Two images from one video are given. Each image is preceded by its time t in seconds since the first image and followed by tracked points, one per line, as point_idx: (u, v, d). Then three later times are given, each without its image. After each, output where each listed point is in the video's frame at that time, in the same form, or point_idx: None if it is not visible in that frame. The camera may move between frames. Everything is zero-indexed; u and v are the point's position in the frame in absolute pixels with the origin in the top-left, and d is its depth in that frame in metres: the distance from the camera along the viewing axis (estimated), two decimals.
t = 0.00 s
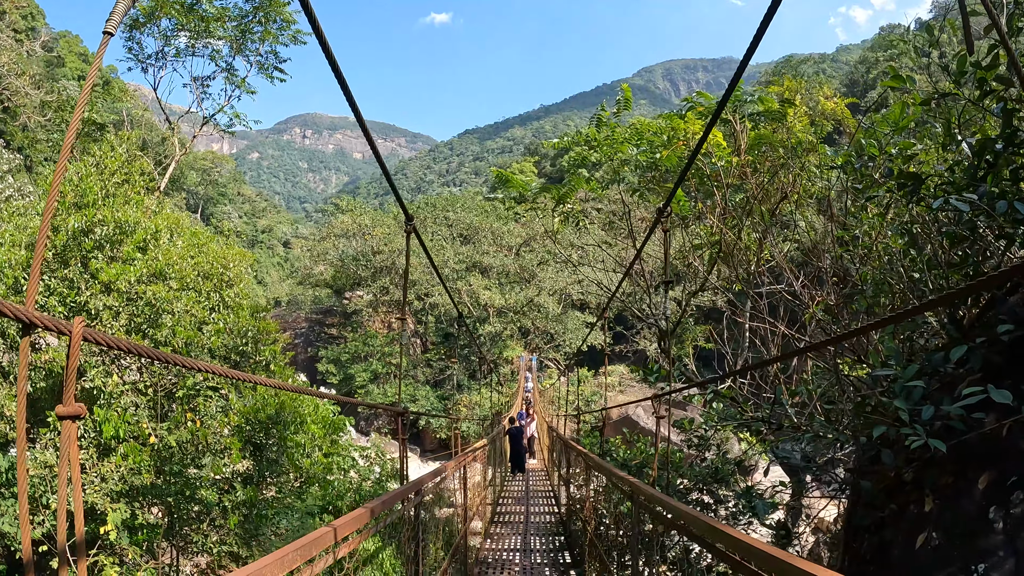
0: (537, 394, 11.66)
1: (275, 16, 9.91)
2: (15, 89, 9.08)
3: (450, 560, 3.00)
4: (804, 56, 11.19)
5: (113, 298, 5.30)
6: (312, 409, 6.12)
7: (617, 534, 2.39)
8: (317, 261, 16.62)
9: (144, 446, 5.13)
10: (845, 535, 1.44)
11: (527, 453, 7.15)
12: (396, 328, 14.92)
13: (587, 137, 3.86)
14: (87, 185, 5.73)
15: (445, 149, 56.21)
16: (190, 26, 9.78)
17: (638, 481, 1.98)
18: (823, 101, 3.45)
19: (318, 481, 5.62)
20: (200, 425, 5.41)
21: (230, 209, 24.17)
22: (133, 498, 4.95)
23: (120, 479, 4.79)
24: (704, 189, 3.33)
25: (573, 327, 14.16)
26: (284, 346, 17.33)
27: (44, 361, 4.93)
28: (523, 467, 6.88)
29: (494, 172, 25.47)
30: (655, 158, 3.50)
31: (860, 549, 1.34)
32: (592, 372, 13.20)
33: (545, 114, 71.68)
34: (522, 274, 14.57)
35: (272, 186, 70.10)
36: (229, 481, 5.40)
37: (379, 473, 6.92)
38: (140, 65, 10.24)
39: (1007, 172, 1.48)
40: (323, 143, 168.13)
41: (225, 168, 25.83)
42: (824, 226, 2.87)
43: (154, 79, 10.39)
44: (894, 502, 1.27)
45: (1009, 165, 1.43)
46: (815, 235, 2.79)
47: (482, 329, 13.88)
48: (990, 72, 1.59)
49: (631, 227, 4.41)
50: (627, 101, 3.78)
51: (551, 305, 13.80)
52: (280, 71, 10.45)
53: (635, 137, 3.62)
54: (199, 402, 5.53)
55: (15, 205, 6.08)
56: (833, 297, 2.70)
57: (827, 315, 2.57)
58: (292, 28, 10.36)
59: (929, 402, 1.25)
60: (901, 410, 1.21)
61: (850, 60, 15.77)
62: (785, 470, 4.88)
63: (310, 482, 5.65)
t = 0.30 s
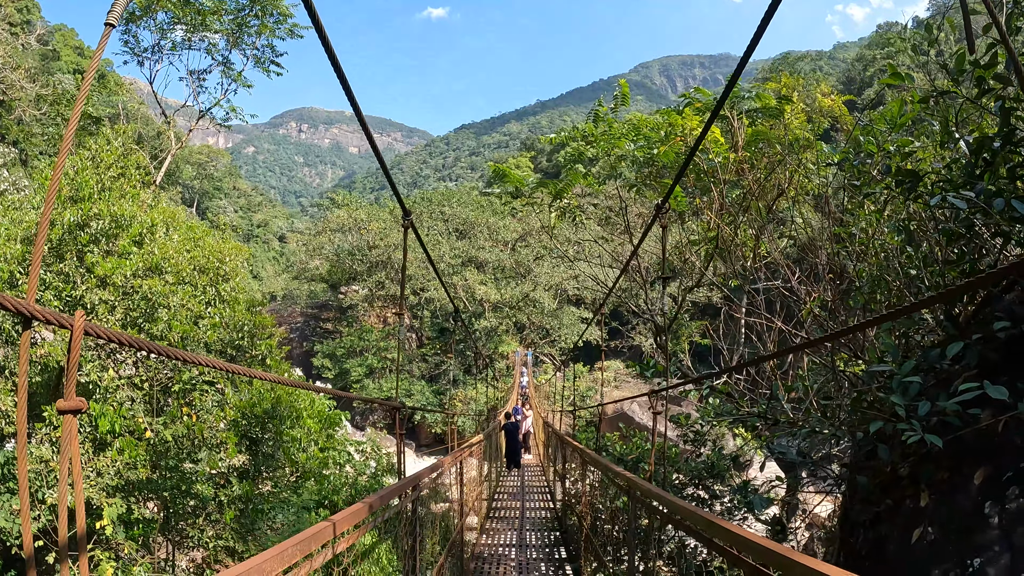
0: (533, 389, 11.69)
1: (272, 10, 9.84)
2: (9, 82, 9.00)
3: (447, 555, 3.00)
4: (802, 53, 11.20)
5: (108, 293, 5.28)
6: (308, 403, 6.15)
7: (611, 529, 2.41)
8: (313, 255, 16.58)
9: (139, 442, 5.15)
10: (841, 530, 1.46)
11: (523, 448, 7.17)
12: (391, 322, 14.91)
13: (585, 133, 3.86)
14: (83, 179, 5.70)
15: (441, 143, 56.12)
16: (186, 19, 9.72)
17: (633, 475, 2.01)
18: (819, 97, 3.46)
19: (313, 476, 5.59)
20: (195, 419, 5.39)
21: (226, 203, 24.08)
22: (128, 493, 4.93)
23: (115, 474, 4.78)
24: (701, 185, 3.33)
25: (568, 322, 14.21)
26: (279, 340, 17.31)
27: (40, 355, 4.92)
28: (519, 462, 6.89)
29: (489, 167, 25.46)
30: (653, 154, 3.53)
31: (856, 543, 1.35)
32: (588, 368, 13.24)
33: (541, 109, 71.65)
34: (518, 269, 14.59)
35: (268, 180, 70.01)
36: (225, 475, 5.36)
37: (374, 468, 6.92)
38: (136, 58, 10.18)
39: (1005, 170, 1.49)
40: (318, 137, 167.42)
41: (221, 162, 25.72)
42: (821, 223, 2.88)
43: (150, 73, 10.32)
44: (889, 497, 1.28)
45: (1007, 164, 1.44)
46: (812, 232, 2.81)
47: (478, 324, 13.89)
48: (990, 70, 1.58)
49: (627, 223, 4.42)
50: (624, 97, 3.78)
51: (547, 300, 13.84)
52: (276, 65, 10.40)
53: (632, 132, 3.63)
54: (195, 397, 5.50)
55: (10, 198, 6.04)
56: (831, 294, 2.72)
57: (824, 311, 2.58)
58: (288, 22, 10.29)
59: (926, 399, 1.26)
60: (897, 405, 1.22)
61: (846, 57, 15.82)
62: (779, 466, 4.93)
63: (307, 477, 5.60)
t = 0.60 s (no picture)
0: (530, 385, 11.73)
1: (270, 4, 9.80)
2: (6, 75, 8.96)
3: (440, 551, 2.99)
4: (801, 52, 11.23)
5: (103, 286, 5.30)
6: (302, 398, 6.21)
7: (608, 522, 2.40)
8: (311, 251, 16.57)
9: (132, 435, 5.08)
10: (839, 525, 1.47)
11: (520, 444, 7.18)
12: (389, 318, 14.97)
13: (582, 127, 3.87)
14: (78, 170, 5.69)
15: (440, 140, 56.08)
16: (184, 13, 9.69)
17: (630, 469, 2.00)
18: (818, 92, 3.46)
19: (308, 471, 5.74)
20: (189, 413, 5.41)
21: (224, 199, 24.03)
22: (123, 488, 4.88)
23: (109, 468, 4.73)
24: (699, 178, 3.32)
25: (566, 319, 14.23)
26: (276, 336, 17.30)
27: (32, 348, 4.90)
28: (515, 458, 6.90)
29: (488, 165, 25.43)
30: (651, 148, 3.50)
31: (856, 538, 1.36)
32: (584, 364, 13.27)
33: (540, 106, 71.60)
34: (516, 266, 14.58)
35: (266, 176, 69.92)
36: (219, 470, 5.45)
37: (370, 463, 6.92)
38: (133, 52, 10.14)
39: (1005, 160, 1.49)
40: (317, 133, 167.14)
41: (218, 158, 25.69)
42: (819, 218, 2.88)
43: (147, 66, 10.29)
44: (890, 492, 1.29)
45: (1005, 154, 1.46)
46: (811, 226, 2.81)
47: (475, 321, 13.91)
48: (991, 55, 1.58)
49: (625, 217, 4.41)
50: (622, 91, 3.78)
51: (545, 297, 13.86)
52: (274, 60, 10.38)
53: (630, 126, 3.62)
54: (188, 391, 5.48)
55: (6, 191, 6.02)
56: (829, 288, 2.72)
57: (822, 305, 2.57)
58: (286, 16, 10.25)
59: (928, 390, 1.27)
60: (898, 396, 1.23)
61: (846, 56, 15.84)
62: (773, 462, 4.95)
63: (301, 472, 5.73)
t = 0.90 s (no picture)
0: (518, 386, 11.75)
1: None
2: None
3: (421, 555, 2.95)
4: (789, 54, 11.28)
5: (79, 279, 5.21)
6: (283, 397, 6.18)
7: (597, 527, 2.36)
8: (299, 250, 16.48)
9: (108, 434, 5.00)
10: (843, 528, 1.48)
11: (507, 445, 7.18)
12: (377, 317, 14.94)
13: (571, 121, 3.85)
14: (54, 161, 5.63)
15: (431, 140, 55.97)
16: (168, 4, 9.60)
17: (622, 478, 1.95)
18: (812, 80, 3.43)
19: (288, 472, 5.67)
20: (165, 411, 5.30)
21: (213, 197, 23.87)
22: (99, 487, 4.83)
23: (84, 468, 4.68)
24: (689, 174, 3.32)
25: (555, 319, 14.26)
26: (263, 335, 17.20)
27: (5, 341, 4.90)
28: (501, 460, 6.90)
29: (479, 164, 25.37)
30: (641, 139, 3.51)
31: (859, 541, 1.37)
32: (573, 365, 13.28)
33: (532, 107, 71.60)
34: (505, 265, 14.57)
35: (255, 174, 69.52)
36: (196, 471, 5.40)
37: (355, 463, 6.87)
38: (117, 44, 10.05)
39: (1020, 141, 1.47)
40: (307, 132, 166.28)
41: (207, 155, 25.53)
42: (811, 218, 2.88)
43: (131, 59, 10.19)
44: (901, 499, 1.30)
45: None
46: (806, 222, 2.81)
47: (463, 321, 13.88)
48: (1010, 23, 1.54)
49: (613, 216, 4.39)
50: (612, 84, 3.79)
51: (533, 296, 13.85)
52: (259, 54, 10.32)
53: (620, 119, 3.65)
54: (164, 387, 5.41)
55: None
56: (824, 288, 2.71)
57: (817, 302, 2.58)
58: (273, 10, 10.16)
59: (942, 387, 1.26)
60: (919, 394, 1.21)
61: (836, 60, 15.93)
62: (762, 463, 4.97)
63: (280, 473, 5.65)
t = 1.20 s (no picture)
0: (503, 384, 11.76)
1: None
2: None
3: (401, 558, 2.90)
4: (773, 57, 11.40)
5: (47, 266, 5.09)
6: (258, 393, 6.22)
7: (591, 526, 2.31)
8: (284, 246, 16.37)
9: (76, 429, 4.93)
10: (864, 522, 1.46)
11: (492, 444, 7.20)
12: (362, 315, 14.85)
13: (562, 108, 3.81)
14: (25, 142, 5.52)
15: (419, 138, 55.80)
16: None
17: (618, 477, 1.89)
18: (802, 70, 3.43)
19: (264, 471, 5.59)
20: (133, 405, 5.24)
21: (199, 193, 23.68)
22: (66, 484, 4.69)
23: (50, 464, 4.56)
24: (682, 162, 3.31)
25: (541, 318, 14.30)
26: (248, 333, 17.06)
27: None
28: (485, 459, 6.92)
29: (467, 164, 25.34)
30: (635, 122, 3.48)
31: (887, 543, 1.36)
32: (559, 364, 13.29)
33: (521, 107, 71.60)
34: (491, 263, 14.55)
35: (242, 170, 68.95)
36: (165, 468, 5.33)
37: (336, 462, 6.81)
38: (97, 29, 9.91)
39: None
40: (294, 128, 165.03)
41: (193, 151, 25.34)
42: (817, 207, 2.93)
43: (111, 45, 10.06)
44: (943, 501, 1.27)
45: None
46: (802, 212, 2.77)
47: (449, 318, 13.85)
48: None
49: (602, 210, 4.36)
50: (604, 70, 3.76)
51: (519, 295, 13.85)
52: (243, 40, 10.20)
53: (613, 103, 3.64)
54: (133, 380, 5.36)
55: None
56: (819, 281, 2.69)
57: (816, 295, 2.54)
58: None
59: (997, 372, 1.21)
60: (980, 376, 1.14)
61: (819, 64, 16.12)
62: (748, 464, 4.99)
63: (256, 472, 5.56)
